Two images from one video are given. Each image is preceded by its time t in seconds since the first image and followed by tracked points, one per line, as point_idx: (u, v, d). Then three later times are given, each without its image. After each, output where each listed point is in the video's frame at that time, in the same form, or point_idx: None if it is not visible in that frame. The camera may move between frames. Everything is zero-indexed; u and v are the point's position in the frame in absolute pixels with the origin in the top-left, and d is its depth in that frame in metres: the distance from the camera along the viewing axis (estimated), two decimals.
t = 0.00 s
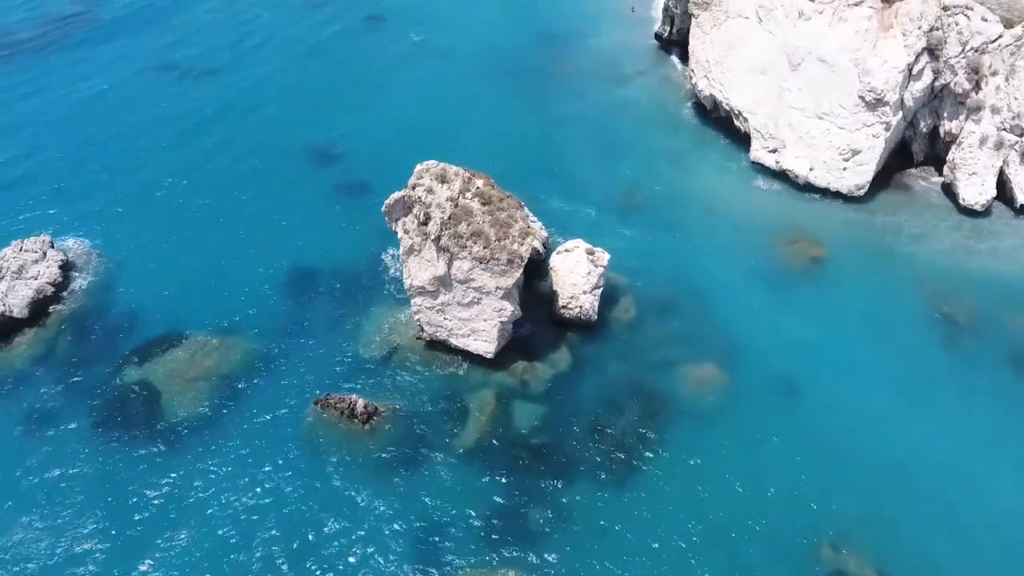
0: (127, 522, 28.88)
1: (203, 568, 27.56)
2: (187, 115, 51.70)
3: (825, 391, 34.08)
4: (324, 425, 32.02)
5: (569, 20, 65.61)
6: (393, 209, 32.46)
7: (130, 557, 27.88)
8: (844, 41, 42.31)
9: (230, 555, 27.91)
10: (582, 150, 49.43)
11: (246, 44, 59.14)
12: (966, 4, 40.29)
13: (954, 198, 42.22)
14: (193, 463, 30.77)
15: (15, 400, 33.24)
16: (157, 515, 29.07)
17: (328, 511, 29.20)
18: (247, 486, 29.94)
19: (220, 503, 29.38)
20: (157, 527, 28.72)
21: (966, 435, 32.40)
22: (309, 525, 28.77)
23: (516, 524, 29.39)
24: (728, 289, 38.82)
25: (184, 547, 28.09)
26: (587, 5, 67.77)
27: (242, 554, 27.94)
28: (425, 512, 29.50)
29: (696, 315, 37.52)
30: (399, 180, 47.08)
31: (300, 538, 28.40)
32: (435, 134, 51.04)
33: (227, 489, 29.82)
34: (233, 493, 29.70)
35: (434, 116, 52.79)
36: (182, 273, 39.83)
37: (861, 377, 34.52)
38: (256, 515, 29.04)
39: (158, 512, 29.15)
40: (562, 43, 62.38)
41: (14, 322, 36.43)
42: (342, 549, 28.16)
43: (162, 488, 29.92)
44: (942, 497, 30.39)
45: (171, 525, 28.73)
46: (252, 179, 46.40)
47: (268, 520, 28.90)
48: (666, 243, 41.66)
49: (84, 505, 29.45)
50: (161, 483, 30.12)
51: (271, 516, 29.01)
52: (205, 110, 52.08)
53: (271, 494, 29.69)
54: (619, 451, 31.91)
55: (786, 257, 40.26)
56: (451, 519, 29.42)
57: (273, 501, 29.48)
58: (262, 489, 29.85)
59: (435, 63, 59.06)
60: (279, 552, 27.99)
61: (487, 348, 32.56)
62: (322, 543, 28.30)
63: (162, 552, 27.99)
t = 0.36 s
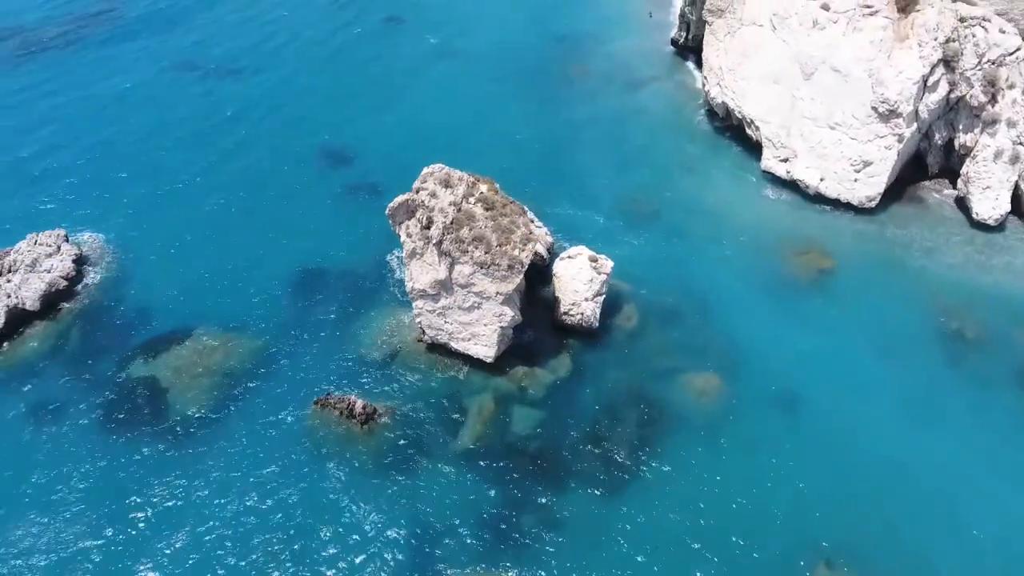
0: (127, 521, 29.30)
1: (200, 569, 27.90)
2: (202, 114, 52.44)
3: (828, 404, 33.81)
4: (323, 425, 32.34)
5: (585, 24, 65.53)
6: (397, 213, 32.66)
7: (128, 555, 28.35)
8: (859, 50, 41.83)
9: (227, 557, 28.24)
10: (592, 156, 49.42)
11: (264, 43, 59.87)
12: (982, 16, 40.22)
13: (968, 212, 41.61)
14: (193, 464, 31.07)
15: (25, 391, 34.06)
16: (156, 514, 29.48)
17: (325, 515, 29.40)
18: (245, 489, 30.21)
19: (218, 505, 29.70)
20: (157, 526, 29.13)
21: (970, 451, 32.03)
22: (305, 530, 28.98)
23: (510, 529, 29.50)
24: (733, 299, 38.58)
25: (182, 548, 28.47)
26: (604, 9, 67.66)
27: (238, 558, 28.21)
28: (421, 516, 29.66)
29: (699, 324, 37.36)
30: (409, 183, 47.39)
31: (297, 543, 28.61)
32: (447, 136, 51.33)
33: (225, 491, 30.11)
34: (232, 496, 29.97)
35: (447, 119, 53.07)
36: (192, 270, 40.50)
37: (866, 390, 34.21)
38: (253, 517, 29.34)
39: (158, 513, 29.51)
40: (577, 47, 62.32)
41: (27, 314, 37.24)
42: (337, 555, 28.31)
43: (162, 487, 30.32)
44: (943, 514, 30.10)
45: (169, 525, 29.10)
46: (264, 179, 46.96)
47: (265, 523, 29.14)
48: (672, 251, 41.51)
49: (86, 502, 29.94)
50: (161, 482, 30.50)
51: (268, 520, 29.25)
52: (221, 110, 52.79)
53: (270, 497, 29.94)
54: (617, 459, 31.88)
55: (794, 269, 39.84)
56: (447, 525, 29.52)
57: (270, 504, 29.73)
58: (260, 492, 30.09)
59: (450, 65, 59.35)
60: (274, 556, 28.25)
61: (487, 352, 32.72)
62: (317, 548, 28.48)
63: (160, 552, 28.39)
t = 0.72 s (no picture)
0: (126, 519, 29.77)
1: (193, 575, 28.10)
2: (218, 113, 53.21)
3: (829, 416, 33.51)
4: (322, 423, 32.68)
5: (601, 29, 65.43)
6: (399, 216, 32.95)
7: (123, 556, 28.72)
8: (872, 61, 41.40)
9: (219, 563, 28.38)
10: (602, 161, 49.38)
11: (281, 43, 60.60)
12: (1000, 27, 39.72)
13: (980, 227, 40.98)
14: (193, 465, 31.41)
15: (36, 382, 34.88)
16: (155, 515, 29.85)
17: (320, 520, 29.53)
18: (243, 492, 30.43)
19: (215, 509, 29.92)
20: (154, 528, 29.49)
21: (973, 468, 31.60)
22: (300, 534, 29.14)
23: (504, 532, 29.66)
24: (737, 308, 38.34)
25: (178, 551, 28.75)
26: (620, 14, 67.48)
27: (232, 562, 28.41)
28: (415, 519, 29.85)
29: (702, 333, 37.18)
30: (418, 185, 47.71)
31: (290, 546, 28.80)
32: (458, 139, 51.60)
33: (223, 494, 30.36)
34: (230, 500, 30.18)
35: (458, 121, 53.33)
36: (201, 267, 41.15)
37: (868, 403, 33.87)
38: (248, 523, 29.48)
39: (156, 514, 29.87)
40: (591, 52, 62.26)
41: (40, 306, 38.05)
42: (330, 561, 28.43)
43: (161, 489, 30.66)
44: (942, 531, 29.74)
45: (167, 526, 29.47)
46: (275, 179, 47.54)
47: (261, 526, 29.37)
48: (677, 259, 41.30)
49: (88, 497, 30.51)
50: (161, 483, 30.86)
51: (264, 523, 29.46)
52: (235, 109, 53.51)
53: (267, 499, 30.18)
54: (613, 467, 31.85)
55: (800, 279, 39.53)
56: (441, 530, 29.62)
57: (266, 507, 29.93)
58: (258, 494, 30.36)
59: (464, 68, 59.60)
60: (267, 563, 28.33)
61: (487, 356, 32.87)
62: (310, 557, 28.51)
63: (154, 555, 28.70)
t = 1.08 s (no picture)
0: (124, 512, 30.16)
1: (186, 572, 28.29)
2: (234, 112, 54.05)
3: (828, 430, 33.26)
4: (321, 422, 33.12)
5: (617, 34, 65.39)
6: (402, 220, 33.56)
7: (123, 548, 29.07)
8: (885, 72, 40.97)
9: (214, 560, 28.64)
10: (611, 166, 49.44)
11: (300, 44, 61.48)
12: (1017, 40, 38.79)
13: (992, 242, 40.37)
14: (191, 461, 31.82)
15: (45, 372, 35.66)
16: (151, 511, 30.15)
17: (315, 519, 29.87)
18: (239, 489, 30.82)
19: (211, 506, 30.26)
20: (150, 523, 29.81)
21: (973, 487, 31.17)
22: (294, 532, 29.45)
23: (496, 536, 29.83)
24: (739, 319, 38.18)
25: (173, 546, 29.08)
26: (637, 19, 67.45)
27: (226, 555, 28.81)
28: (408, 520, 30.13)
29: (703, 343, 37.10)
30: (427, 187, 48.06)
31: (285, 545, 29.08)
32: (469, 143, 51.90)
33: (219, 492, 30.71)
34: (225, 497, 30.53)
35: (471, 124, 53.75)
36: (211, 263, 41.91)
37: (868, 418, 33.56)
38: (243, 522, 29.73)
39: (153, 509, 30.20)
40: (606, 57, 62.25)
41: (52, 298, 38.87)
42: (322, 560, 28.71)
43: (160, 485, 31.03)
44: (938, 549, 29.38)
45: (163, 522, 29.79)
46: (287, 179, 48.20)
47: (256, 523, 29.73)
48: (682, 267, 41.23)
49: (87, 491, 30.90)
50: (159, 479, 31.24)
51: (259, 520, 29.81)
52: (252, 108, 54.45)
53: (263, 496, 30.57)
54: (607, 475, 31.88)
55: (804, 290, 39.30)
56: (433, 532, 29.82)
57: (262, 505, 30.30)
58: (253, 492, 30.71)
59: (479, 71, 60.02)
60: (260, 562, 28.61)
61: (485, 361, 33.07)
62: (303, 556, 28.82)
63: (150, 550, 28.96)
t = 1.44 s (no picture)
0: (123, 509, 30.68)
1: None
2: (249, 112, 54.88)
3: (826, 444, 33.04)
4: (320, 421, 33.56)
5: (633, 38, 65.34)
6: (404, 223, 33.86)
7: (118, 548, 29.50)
8: (898, 83, 40.50)
9: (208, 561, 28.97)
10: (620, 172, 49.45)
11: (318, 44, 62.26)
12: None
13: (1004, 258, 39.75)
14: (191, 459, 32.31)
15: (56, 363, 36.48)
16: (148, 511, 30.57)
17: (309, 518, 30.21)
18: (237, 487, 31.23)
19: (208, 505, 30.67)
20: (146, 521, 30.27)
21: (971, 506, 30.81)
22: (288, 532, 29.79)
23: (487, 540, 30.03)
24: (742, 329, 38.04)
25: (170, 538, 29.71)
26: (654, 24, 67.36)
27: (222, 549, 29.32)
28: (401, 521, 30.40)
29: (704, 353, 37.03)
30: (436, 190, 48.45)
31: (278, 546, 29.38)
32: (480, 146, 52.21)
33: (216, 489, 31.16)
34: (222, 496, 30.95)
35: (482, 127, 54.10)
36: (221, 261, 42.65)
37: (866, 433, 33.31)
38: (238, 524, 30.05)
39: (151, 507, 30.72)
40: (621, 62, 62.22)
41: (65, 292, 39.73)
42: (316, 561, 28.97)
43: (158, 482, 31.53)
44: (933, 569, 29.05)
45: (161, 520, 30.21)
46: (299, 179, 48.87)
47: (252, 522, 30.11)
48: (686, 276, 41.14)
49: (88, 486, 31.52)
50: (157, 477, 31.74)
51: (254, 519, 30.21)
52: (268, 107, 55.28)
53: (260, 494, 30.99)
54: (601, 483, 31.93)
55: (808, 303, 39.02)
56: (426, 535, 30.05)
57: (260, 503, 30.69)
58: (250, 491, 31.11)
59: (493, 74, 60.37)
60: (253, 561, 28.95)
61: (484, 364, 33.33)
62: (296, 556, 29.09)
63: (146, 550, 29.37)
